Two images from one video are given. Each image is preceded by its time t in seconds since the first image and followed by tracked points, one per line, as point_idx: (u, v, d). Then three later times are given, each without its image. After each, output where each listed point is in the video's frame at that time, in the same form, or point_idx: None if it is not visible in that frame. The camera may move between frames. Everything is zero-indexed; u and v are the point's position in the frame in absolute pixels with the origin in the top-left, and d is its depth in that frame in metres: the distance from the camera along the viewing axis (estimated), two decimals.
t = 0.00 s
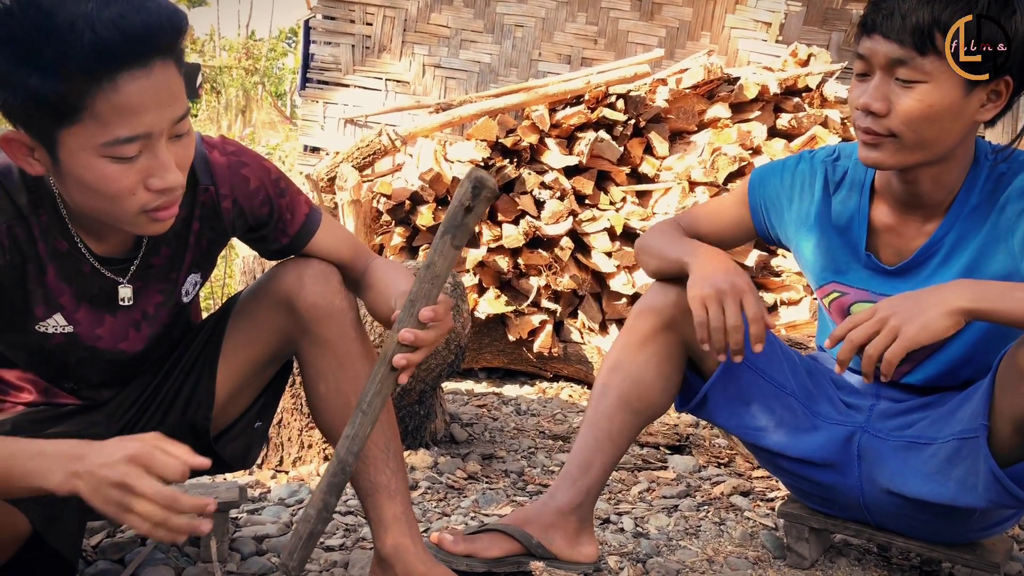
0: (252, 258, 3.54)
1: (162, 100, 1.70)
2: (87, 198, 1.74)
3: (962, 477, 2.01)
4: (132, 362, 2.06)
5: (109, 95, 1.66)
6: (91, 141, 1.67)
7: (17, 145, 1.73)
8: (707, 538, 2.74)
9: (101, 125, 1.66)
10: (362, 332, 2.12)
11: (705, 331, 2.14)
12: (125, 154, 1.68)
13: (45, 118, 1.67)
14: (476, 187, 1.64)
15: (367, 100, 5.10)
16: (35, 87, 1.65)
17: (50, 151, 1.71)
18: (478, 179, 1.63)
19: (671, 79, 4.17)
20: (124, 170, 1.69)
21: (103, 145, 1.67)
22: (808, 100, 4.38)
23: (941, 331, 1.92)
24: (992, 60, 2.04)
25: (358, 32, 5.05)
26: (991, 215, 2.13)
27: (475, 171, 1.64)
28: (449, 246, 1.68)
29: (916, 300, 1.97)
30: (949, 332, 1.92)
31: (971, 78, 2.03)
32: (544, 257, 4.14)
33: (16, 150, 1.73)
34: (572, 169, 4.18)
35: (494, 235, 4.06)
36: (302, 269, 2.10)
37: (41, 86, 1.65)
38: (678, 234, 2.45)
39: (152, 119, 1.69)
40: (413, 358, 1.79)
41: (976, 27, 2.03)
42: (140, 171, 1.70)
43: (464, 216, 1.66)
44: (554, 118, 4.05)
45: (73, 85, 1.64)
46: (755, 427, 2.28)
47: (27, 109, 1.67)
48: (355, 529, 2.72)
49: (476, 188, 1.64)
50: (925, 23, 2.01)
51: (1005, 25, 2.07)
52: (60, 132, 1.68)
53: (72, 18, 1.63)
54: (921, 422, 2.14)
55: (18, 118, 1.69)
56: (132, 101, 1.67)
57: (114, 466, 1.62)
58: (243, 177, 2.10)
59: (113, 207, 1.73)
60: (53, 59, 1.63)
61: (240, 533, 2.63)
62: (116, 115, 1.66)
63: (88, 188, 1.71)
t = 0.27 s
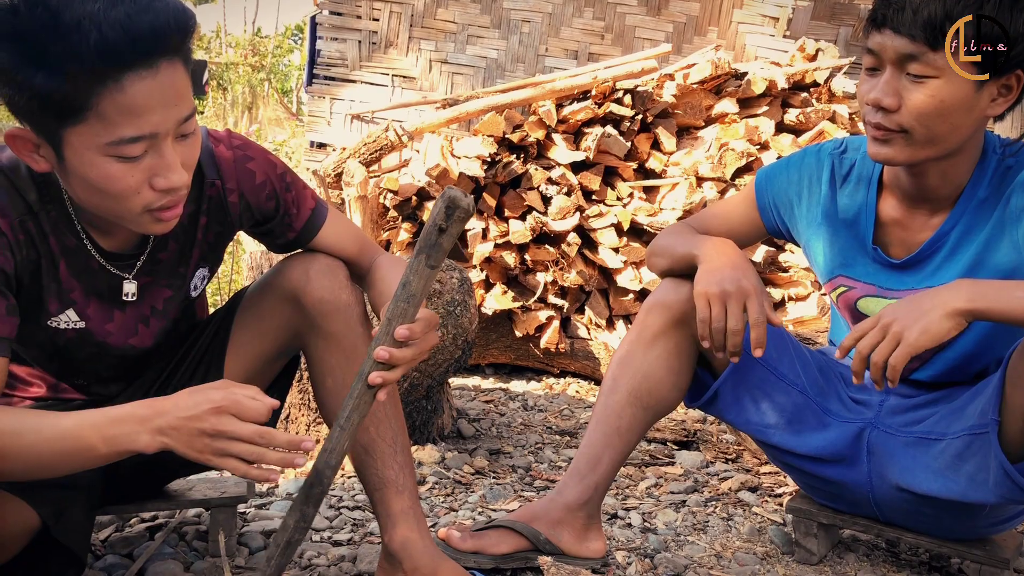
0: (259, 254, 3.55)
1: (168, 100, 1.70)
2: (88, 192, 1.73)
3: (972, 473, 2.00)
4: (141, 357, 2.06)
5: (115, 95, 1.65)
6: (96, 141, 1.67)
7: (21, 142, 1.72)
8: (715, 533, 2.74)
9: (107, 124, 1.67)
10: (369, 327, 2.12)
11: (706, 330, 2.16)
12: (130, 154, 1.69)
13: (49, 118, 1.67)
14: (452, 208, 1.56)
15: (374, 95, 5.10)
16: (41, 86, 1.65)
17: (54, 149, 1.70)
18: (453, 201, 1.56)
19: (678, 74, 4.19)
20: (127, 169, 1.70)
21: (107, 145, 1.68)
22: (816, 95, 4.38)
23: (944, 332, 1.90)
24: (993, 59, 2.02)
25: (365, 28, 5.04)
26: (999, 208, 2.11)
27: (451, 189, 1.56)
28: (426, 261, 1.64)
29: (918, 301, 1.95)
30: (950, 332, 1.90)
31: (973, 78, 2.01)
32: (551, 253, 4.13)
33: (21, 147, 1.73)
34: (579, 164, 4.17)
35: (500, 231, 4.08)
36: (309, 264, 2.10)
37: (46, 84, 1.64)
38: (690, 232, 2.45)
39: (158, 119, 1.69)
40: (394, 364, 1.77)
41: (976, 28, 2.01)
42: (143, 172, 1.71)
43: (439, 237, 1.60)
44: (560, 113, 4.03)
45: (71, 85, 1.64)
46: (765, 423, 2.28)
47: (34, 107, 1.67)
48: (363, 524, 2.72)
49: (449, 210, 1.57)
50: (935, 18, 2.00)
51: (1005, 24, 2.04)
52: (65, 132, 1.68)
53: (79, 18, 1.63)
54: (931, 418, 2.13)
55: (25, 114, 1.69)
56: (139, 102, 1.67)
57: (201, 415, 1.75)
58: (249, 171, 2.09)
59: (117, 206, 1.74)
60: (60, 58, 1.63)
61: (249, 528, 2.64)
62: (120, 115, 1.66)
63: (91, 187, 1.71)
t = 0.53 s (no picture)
0: (268, 250, 3.56)
1: (181, 91, 1.70)
2: (117, 193, 1.75)
3: (984, 468, 2.00)
4: (152, 355, 2.07)
5: (129, 87, 1.66)
6: (114, 134, 1.68)
7: (41, 145, 1.72)
8: (723, 529, 2.73)
9: (124, 117, 1.67)
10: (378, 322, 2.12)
11: (714, 338, 2.15)
12: (150, 145, 1.70)
13: (64, 116, 1.68)
14: (450, 223, 1.59)
15: (381, 92, 5.10)
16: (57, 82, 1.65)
17: (74, 149, 1.71)
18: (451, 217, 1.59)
19: (686, 70, 4.16)
20: (149, 161, 1.71)
21: (127, 137, 1.68)
22: (824, 90, 4.37)
23: (965, 336, 1.90)
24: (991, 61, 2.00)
25: (372, 24, 5.04)
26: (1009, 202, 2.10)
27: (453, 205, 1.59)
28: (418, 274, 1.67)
29: (933, 314, 1.95)
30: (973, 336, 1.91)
31: (972, 77, 1.99)
32: (558, 249, 4.13)
33: (42, 150, 1.74)
34: (586, 161, 4.17)
35: (507, 227, 4.09)
36: (318, 260, 2.10)
37: (60, 82, 1.65)
38: (696, 229, 2.43)
39: (174, 109, 1.70)
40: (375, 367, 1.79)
41: (975, 28, 2.00)
42: (164, 163, 1.72)
43: (434, 250, 1.63)
44: (568, 109, 4.03)
45: (92, 80, 1.64)
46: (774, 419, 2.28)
47: (48, 106, 1.67)
48: (371, 519, 2.73)
49: (447, 226, 1.60)
50: (943, 16, 1.99)
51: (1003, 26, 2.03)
52: (83, 129, 1.69)
53: (90, 11, 1.62)
54: (941, 412, 2.12)
55: (40, 116, 1.70)
56: (154, 94, 1.67)
57: (219, 427, 1.70)
58: (260, 167, 2.10)
59: (144, 198, 1.75)
60: (72, 56, 1.63)
61: (258, 523, 2.64)
62: (139, 106, 1.67)
63: (116, 181, 1.73)
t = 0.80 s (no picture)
0: (276, 248, 3.57)
1: (189, 77, 1.71)
2: (126, 186, 1.75)
3: (996, 466, 2.00)
4: (161, 352, 2.07)
5: (136, 76, 1.66)
6: (124, 126, 1.68)
7: (52, 141, 1.73)
8: (732, 526, 2.73)
9: (133, 108, 1.67)
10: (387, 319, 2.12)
11: (717, 336, 2.15)
12: (160, 135, 1.70)
13: (74, 110, 1.68)
14: (444, 231, 1.60)
15: (388, 90, 5.10)
16: (63, 76, 1.65)
17: (84, 142, 1.71)
18: (443, 222, 1.60)
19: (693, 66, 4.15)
20: (160, 153, 1.71)
21: (137, 127, 1.68)
22: (832, 87, 4.36)
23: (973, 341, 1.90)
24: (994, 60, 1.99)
25: (379, 22, 5.05)
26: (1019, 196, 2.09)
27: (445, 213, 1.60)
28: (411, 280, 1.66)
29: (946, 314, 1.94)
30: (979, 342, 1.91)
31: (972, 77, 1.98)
32: (565, 247, 4.15)
33: (52, 146, 1.73)
34: (594, 158, 4.17)
35: (515, 225, 4.08)
36: (327, 258, 2.10)
37: (67, 76, 1.65)
38: (705, 227, 2.43)
39: (181, 98, 1.70)
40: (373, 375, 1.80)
41: (975, 27, 1.99)
42: (174, 153, 1.72)
43: (425, 257, 1.64)
44: (575, 107, 4.03)
45: (99, 72, 1.65)
46: (784, 416, 2.27)
47: (57, 101, 1.67)
48: (380, 517, 2.73)
49: (438, 233, 1.60)
50: (949, 14, 1.98)
51: (1008, 24, 2.00)
52: (92, 122, 1.69)
53: (93, 2, 1.62)
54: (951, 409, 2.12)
55: (48, 111, 1.70)
56: (161, 82, 1.67)
57: (227, 440, 1.70)
58: (268, 164, 2.10)
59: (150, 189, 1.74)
60: (81, 49, 1.63)
61: (267, 520, 2.65)
62: (144, 96, 1.67)
63: (125, 173, 1.73)
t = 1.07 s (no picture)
0: (282, 247, 3.57)
1: (196, 67, 1.71)
2: (132, 174, 1.74)
3: (1003, 467, 1.99)
4: (168, 350, 2.08)
5: (144, 65, 1.66)
6: (134, 116, 1.69)
7: (61, 135, 1.72)
8: (739, 526, 2.73)
9: (143, 98, 1.68)
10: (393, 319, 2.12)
11: (753, 333, 2.12)
12: (169, 125, 1.70)
13: (84, 102, 1.68)
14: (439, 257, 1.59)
15: (394, 89, 5.11)
16: (72, 69, 1.65)
17: (94, 135, 1.71)
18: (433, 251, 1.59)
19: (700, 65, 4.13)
20: (170, 142, 1.71)
21: (147, 117, 1.69)
22: (839, 86, 4.36)
23: (953, 345, 1.91)
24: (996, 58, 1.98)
25: (385, 21, 5.05)
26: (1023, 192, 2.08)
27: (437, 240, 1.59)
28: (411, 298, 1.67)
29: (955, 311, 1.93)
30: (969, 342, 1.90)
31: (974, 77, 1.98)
32: (571, 246, 4.13)
33: (61, 141, 1.73)
34: (600, 158, 4.16)
35: (521, 225, 4.09)
36: (332, 257, 2.10)
37: (77, 68, 1.65)
38: (713, 227, 2.41)
39: (189, 87, 1.70)
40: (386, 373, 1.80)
41: (976, 27, 1.98)
42: (184, 142, 1.72)
43: (420, 282, 1.64)
44: (581, 105, 4.03)
45: (109, 62, 1.65)
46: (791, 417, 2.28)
47: (66, 96, 1.67)
48: (387, 516, 2.73)
49: (431, 260, 1.60)
50: (950, 12, 1.98)
51: (1008, 22, 2.00)
52: (102, 113, 1.69)
53: None
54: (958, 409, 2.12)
55: (58, 107, 1.70)
56: (168, 72, 1.68)
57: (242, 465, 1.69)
58: (275, 161, 2.11)
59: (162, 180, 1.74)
60: (92, 40, 1.64)
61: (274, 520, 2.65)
62: (153, 85, 1.68)
63: (133, 164, 1.73)
